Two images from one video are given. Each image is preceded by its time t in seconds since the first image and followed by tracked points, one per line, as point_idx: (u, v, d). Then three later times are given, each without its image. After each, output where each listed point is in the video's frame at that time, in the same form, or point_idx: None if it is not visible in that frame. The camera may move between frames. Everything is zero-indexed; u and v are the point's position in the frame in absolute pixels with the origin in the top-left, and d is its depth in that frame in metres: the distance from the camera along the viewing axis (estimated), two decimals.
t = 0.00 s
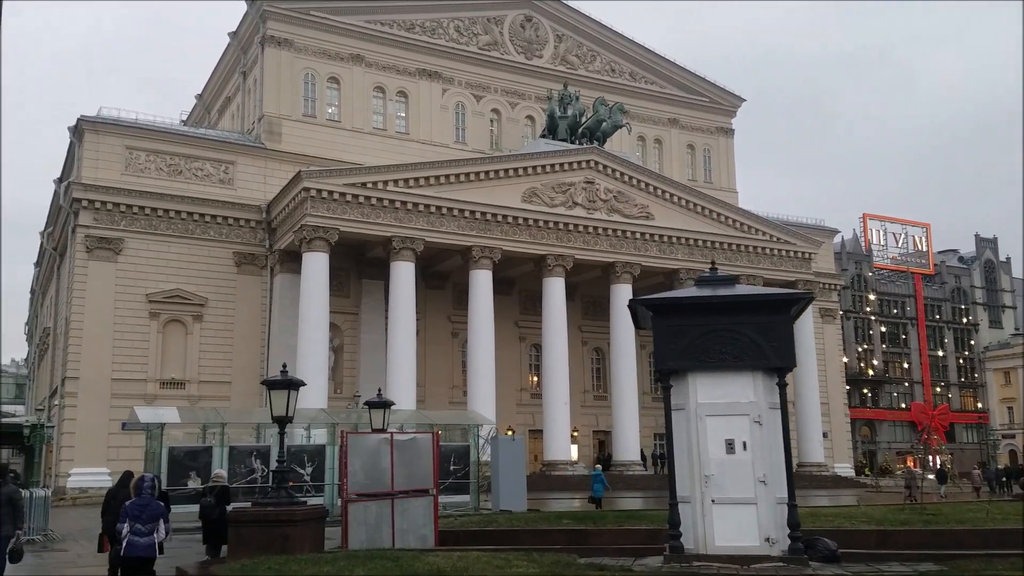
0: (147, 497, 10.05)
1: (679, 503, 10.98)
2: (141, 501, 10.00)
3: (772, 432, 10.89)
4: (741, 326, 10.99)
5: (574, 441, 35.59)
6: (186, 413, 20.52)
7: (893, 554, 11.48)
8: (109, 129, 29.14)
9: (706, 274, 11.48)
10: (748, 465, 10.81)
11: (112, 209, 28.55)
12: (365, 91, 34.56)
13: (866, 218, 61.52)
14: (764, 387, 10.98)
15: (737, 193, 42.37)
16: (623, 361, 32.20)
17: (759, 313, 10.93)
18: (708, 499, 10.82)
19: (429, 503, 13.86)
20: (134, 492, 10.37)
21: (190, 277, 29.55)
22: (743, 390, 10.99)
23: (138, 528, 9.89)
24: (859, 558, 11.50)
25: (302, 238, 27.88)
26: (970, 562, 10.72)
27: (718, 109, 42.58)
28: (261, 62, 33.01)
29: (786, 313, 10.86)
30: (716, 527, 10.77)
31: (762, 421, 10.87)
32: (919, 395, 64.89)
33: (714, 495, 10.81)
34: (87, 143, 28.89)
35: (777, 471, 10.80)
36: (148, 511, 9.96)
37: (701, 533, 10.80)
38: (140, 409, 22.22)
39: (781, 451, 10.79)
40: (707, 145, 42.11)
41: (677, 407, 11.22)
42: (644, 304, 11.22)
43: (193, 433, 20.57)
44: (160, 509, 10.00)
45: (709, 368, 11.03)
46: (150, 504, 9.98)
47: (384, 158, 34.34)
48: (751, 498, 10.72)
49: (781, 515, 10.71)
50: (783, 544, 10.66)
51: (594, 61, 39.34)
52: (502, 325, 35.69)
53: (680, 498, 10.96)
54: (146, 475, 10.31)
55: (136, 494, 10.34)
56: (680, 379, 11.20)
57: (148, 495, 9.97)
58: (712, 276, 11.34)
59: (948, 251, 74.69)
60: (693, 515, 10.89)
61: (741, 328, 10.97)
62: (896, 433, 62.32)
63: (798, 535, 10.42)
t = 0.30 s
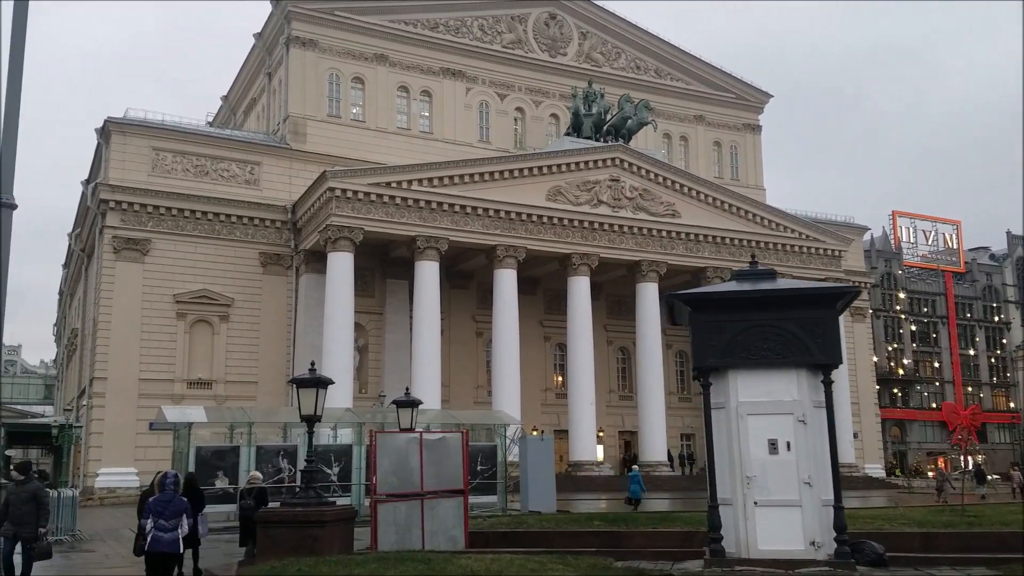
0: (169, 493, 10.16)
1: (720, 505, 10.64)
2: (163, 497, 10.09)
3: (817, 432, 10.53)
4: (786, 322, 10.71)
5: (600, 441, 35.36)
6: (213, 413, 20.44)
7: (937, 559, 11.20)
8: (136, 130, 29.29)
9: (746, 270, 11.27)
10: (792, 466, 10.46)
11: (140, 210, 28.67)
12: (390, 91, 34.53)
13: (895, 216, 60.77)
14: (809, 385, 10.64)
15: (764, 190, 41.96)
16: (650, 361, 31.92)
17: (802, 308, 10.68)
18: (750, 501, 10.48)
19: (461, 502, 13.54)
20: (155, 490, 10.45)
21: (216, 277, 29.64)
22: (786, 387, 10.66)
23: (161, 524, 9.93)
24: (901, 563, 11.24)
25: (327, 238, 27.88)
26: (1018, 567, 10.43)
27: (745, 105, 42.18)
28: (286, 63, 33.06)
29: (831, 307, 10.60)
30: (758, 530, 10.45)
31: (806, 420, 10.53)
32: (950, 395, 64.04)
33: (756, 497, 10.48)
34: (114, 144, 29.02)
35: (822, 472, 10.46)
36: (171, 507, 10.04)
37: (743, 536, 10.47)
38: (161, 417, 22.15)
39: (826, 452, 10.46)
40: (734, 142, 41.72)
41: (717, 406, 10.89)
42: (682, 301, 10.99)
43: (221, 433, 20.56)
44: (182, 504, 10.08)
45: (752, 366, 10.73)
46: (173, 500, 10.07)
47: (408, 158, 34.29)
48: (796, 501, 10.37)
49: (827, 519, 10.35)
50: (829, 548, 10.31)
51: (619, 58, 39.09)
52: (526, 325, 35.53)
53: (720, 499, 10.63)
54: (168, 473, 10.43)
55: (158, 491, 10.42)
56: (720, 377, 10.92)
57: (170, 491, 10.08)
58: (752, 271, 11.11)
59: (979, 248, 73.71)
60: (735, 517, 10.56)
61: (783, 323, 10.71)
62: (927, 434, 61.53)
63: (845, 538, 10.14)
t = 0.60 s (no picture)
0: (188, 496, 10.13)
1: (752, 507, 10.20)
2: (182, 500, 10.06)
3: (851, 432, 10.11)
4: (820, 318, 10.23)
5: (617, 441, 35.16)
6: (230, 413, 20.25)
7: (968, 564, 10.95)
8: (154, 131, 29.34)
9: (777, 265, 10.84)
10: (827, 467, 10.02)
11: (157, 210, 28.70)
12: (406, 90, 34.44)
13: (916, 214, 60.19)
14: (843, 383, 10.19)
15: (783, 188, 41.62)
16: (668, 361, 31.68)
17: (837, 303, 10.18)
18: (783, 503, 10.03)
19: (481, 504, 13.35)
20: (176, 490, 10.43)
21: (233, 277, 29.63)
22: (820, 386, 10.20)
23: (179, 526, 9.95)
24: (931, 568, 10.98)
25: (343, 238, 27.82)
26: None
27: (764, 103, 41.84)
28: (303, 63, 33.03)
29: (868, 303, 10.10)
30: (792, 533, 9.99)
31: (842, 419, 10.08)
32: (971, 394, 63.45)
33: (789, 499, 10.03)
34: (131, 145, 29.05)
35: (858, 473, 10.03)
36: (190, 510, 10.02)
37: (776, 539, 10.03)
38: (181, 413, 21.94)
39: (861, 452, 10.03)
40: (752, 140, 41.41)
41: (748, 405, 10.41)
42: (712, 297, 10.54)
43: (238, 433, 20.51)
44: (200, 507, 10.04)
45: (785, 363, 10.25)
46: (191, 503, 10.04)
47: (425, 157, 34.20)
48: (831, 503, 9.93)
49: (863, 521, 9.93)
50: (866, 552, 9.86)
51: (636, 56, 38.86)
52: (543, 324, 35.35)
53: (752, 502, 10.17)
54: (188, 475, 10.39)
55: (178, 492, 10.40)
56: (751, 376, 10.43)
57: (189, 494, 10.06)
58: (783, 266, 10.68)
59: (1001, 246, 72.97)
60: (768, 521, 10.11)
61: (817, 320, 10.23)
62: (948, 434, 60.99)
63: (881, 541, 9.62)
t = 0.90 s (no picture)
0: (198, 497, 9.99)
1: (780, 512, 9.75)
2: (193, 501, 9.95)
3: (884, 434, 9.66)
4: (851, 316, 9.81)
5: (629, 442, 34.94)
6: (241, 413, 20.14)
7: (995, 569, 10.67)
8: (164, 131, 29.27)
9: (806, 260, 10.43)
10: (859, 470, 9.57)
11: (167, 210, 28.65)
12: (416, 90, 34.31)
13: (928, 213, 59.78)
14: (876, 382, 9.73)
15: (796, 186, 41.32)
16: (680, 361, 31.45)
17: (870, 300, 9.73)
18: (813, 508, 9.59)
19: (496, 507, 13.07)
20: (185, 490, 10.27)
21: (243, 277, 29.54)
22: (852, 386, 9.74)
23: (191, 528, 9.84)
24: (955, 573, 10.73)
25: (353, 237, 27.68)
26: None
27: (777, 101, 41.56)
28: (313, 62, 32.92)
29: (902, 300, 9.64)
30: (822, 539, 9.55)
31: (874, 420, 9.64)
32: (985, 394, 63.05)
33: (819, 504, 9.59)
34: (141, 145, 28.98)
35: (891, 475, 9.58)
36: (200, 511, 9.90)
37: (805, 545, 9.58)
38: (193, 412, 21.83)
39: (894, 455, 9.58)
40: (765, 138, 41.15)
41: (776, 406, 9.96)
42: (738, 293, 10.15)
43: (248, 434, 20.41)
44: (212, 508, 9.91)
45: (815, 362, 9.79)
46: (202, 504, 9.91)
47: (435, 156, 34.06)
48: (863, 507, 9.48)
49: (897, 525, 9.50)
50: (898, 558, 9.44)
51: (647, 54, 38.65)
52: (554, 324, 35.15)
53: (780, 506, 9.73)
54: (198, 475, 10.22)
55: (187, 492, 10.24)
56: (779, 375, 9.98)
57: (199, 496, 9.93)
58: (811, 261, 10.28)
59: (1014, 245, 72.43)
60: (797, 526, 9.66)
61: (848, 317, 9.80)
62: (962, 435, 60.60)
63: (915, 547, 9.25)
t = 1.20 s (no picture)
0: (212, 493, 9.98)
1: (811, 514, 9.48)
2: (207, 497, 9.93)
3: (918, 434, 9.37)
4: (884, 311, 9.51)
5: (641, 443, 34.73)
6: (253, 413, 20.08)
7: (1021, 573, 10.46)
8: (175, 131, 29.23)
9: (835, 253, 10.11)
10: (892, 470, 9.28)
11: (178, 210, 28.60)
12: (427, 89, 34.20)
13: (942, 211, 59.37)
14: (910, 380, 9.43)
15: (810, 184, 41.04)
16: (694, 361, 31.27)
17: (903, 295, 9.45)
18: (845, 509, 9.31)
19: (514, 507, 12.95)
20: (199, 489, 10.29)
21: (255, 277, 29.48)
22: (884, 384, 9.45)
23: (205, 523, 9.82)
24: None
25: (365, 236, 27.58)
26: None
27: (790, 98, 41.30)
28: (324, 61, 32.85)
29: (937, 295, 9.36)
30: (855, 542, 9.26)
31: (908, 419, 9.34)
32: (1000, 394, 62.66)
33: (851, 505, 9.31)
34: (152, 144, 28.95)
35: (926, 476, 9.29)
36: (214, 506, 9.88)
37: (837, 548, 9.31)
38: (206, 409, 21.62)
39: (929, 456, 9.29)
40: (777, 135, 40.89)
41: (806, 404, 9.69)
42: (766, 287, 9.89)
43: (261, 434, 20.33)
44: (226, 504, 9.91)
45: (847, 360, 9.52)
46: (216, 500, 9.90)
47: (446, 156, 33.93)
48: (896, 509, 9.19)
49: (932, 528, 9.19)
50: (933, 561, 9.13)
51: (659, 52, 38.46)
52: (566, 324, 34.99)
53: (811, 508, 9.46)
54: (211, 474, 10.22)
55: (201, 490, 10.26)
56: (809, 373, 9.71)
57: (213, 491, 9.90)
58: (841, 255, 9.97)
59: None
60: (828, 528, 9.39)
61: (881, 312, 9.50)
62: (977, 434, 60.26)
63: (950, 549, 8.98)
